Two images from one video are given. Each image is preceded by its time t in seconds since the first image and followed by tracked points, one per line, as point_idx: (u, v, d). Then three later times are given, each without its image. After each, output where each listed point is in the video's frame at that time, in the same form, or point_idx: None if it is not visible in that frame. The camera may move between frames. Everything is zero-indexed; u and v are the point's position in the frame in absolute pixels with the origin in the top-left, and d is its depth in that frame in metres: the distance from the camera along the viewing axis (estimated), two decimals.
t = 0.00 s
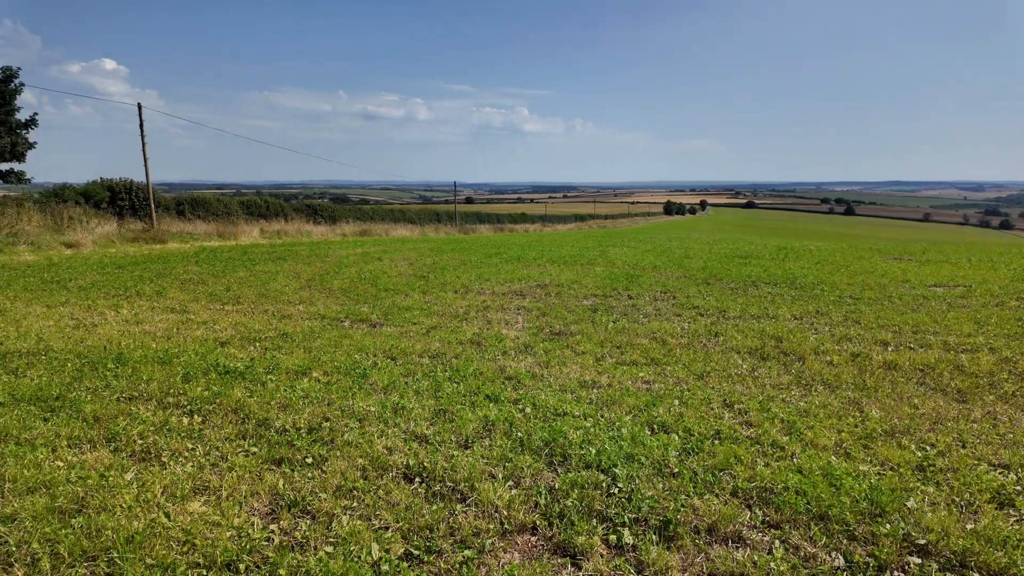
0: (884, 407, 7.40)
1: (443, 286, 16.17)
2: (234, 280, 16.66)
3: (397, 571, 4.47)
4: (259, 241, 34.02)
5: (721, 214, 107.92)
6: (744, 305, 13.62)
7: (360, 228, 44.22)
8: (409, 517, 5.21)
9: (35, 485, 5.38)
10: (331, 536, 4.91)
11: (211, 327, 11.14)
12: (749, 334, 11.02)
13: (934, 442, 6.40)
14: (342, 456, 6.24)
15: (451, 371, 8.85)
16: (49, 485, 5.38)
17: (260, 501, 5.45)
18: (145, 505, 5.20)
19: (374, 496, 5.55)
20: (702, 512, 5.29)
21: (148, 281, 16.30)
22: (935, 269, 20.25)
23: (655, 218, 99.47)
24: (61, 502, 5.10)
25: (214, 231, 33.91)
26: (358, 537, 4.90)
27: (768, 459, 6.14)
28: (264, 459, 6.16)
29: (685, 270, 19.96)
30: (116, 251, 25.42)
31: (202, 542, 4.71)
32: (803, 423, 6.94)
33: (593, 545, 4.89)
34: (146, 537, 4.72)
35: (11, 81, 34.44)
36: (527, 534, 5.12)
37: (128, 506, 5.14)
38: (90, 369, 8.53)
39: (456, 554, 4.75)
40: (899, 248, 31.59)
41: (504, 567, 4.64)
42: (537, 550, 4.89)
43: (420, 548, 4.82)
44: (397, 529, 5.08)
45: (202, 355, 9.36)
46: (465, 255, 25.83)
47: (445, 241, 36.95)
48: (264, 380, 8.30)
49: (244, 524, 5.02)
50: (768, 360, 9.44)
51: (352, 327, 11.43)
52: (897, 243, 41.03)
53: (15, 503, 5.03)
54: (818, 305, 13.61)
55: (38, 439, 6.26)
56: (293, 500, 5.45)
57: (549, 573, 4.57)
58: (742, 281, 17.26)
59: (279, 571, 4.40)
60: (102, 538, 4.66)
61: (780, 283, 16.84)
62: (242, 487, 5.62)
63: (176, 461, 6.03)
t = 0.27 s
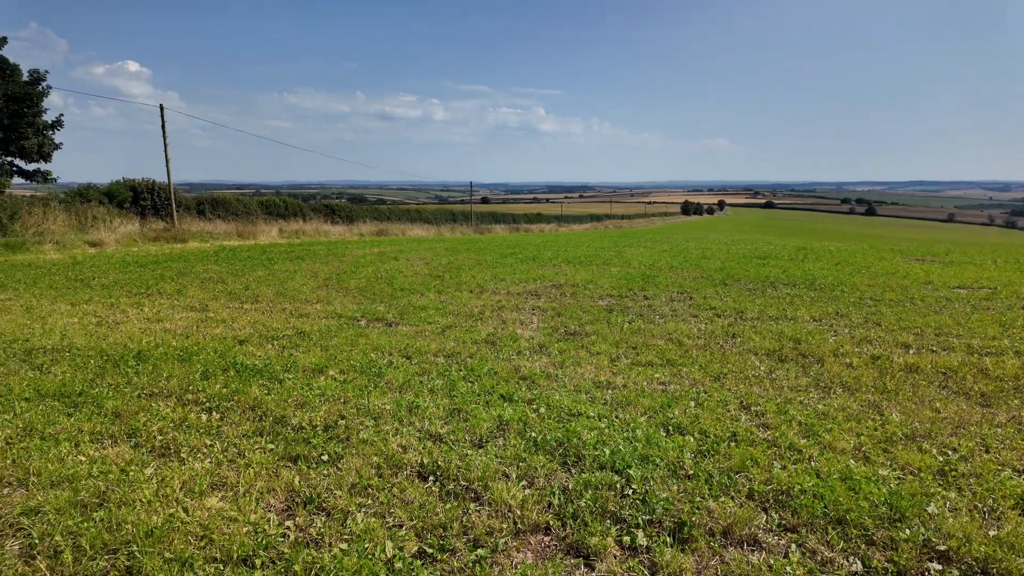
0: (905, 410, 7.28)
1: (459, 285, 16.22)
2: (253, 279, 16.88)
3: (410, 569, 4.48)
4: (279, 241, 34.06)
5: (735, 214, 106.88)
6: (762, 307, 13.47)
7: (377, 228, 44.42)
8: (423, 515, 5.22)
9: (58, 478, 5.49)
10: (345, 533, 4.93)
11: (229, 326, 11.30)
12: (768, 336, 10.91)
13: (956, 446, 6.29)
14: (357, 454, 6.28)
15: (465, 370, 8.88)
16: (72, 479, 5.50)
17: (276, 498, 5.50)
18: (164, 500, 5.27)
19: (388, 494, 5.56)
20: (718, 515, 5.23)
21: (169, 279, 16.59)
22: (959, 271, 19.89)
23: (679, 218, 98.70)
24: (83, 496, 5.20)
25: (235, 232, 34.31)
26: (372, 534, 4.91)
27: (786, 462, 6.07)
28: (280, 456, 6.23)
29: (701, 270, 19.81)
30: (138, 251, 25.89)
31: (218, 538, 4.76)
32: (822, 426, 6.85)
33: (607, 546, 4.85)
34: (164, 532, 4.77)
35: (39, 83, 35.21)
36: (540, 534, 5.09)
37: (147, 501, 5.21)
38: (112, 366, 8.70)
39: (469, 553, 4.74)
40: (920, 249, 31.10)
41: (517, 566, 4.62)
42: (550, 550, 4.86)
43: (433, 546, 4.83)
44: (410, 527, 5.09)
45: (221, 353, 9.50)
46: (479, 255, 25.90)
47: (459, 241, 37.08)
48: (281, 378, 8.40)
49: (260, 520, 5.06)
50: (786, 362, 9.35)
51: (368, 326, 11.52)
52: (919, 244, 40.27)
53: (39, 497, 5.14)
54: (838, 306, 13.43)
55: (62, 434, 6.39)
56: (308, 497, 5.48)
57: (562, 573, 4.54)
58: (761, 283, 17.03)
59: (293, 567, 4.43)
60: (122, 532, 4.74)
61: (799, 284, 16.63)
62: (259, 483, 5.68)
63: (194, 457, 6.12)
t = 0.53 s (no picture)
0: (920, 413, 7.20)
1: (469, 285, 16.25)
2: (266, 278, 17.02)
3: (417, 568, 4.46)
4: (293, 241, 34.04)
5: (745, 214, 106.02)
6: (774, 308, 13.36)
7: (389, 228, 44.50)
8: (430, 514, 5.22)
9: (73, 474, 5.57)
10: (353, 530, 4.94)
11: (242, 324, 11.40)
12: (780, 336, 10.84)
13: (971, 450, 6.21)
14: (366, 452, 6.32)
15: (475, 369, 8.90)
16: (86, 474, 5.57)
17: (285, 495, 5.53)
18: (175, 496, 5.32)
19: (396, 492, 5.56)
20: (727, 516, 5.19)
21: (184, 278, 16.78)
22: (976, 272, 19.63)
23: (689, 218, 98.27)
24: (96, 491, 5.27)
25: (249, 231, 34.58)
26: (380, 532, 4.92)
27: (796, 464, 6.03)
28: (290, 454, 6.27)
29: (712, 271, 19.69)
30: (153, 250, 26.21)
31: (228, 534, 4.80)
32: (834, 428, 6.79)
33: (614, 546, 4.82)
34: (175, 527, 4.82)
35: (58, 84, 35.71)
36: (547, 533, 5.07)
37: (159, 497, 5.26)
38: (127, 363, 8.82)
39: (476, 552, 4.73)
40: (936, 250, 30.78)
41: (524, 566, 4.61)
42: (557, 550, 4.84)
43: (440, 544, 4.83)
44: (418, 525, 5.09)
45: (234, 351, 9.59)
46: (490, 255, 25.94)
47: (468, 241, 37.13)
48: (292, 376, 8.47)
49: (269, 517, 5.09)
50: (799, 363, 9.28)
51: (379, 325, 11.57)
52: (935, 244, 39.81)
53: (54, 492, 5.23)
54: (852, 307, 13.30)
55: (77, 430, 6.49)
56: (317, 495, 5.50)
57: (570, 573, 4.52)
58: (774, 283, 16.93)
59: (302, 564, 4.45)
60: (133, 527, 4.79)
61: (812, 285, 16.50)
62: (268, 480, 5.72)
63: (206, 454, 6.17)
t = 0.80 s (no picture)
0: (926, 414, 7.16)
1: (474, 285, 16.27)
2: (271, 278, 17.07)
3: (420, 568, 4.46)
4: (299, 241, 34.04)
5: (750, 214, 105.67)
6: (780, 308, 13.32)
7: (394, 228, 44.51)
8: (433, 514, 5.21)
9: (78, 472, 5.60)
10: (356, 530, 4.93)
11: (247, 324, 11.44)
12: (786, 337, 10.80)
13: (978, 452, 6.18)
14: (369, 452, 6.32)
15: (479, 369, 8.91)
16: (91, 473, 5.60)
17: (288, 494, 5.53)
18: (179, 494, 5.34)
19: (399, 492, 5.56)
20: (730, 517, 5.17)
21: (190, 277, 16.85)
22: (984, 272, 19.53)
23: (692, 218, 98.10)
24: (101, 489, 5.29)
25: (255, 232, 34.67)
26: (382, 532, 4.92)
27: (800, 465, 6.00)
28: (293, 453, 6.28)
29: (717, 271, 19.64)
30: (159, 249, 26.29)
31: (231, 533, 4.80)
32: (838, 429, 6.77)
33: (617, 547, 4.81)
34: (179, 526, 4.83)
35: (66, 85, 35.87)
36: (550, 534, 5.06)
37: (162, 496, 5.28)
38: (133, 362, 8.86)
39: (478, 552, 4.73)
40: (943, 251, 30.63)
41: (526, 566, 4.60)
42: (559, 551, 4.83)
43: (442, 544, 4.82)
44: (421, 525, 5.08)
45: (239, 351, 9.62)
46: (494, 255, 25.94)
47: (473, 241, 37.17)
48: (296, 376, 8.49)
49: (272, 516, 5.09)
50: (804, 364, 9.25)
51: (384, 325, 11.60)
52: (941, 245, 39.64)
53: (59, 490, 5.25)
54: (858, 308, 13.25)
55: (82, 428, 6.52)
56: (320, 494, 5.50)
57: (572, 574, 4.51)
58: (779, 283, 16.88)
59: (304, 564, 4.44)
60: (137, 526, 4.80)
61: (818, 285, 16.45)
62: (271, 480, 5.72)
63: (210, 453, 6.19)
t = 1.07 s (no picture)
0: (926, 415, 7.13)
1: (475, 285, 16.27)
2: (273, 278, 17.10)
3: (417, 568, 4.45)
4: (301, 240, 34.12)
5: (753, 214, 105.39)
6: (782, 309, 13.28)
7: (396, 228, 44.55)
8: (431, 514, 5.21)
9: (78, 472, 5.62)
10: (354, 530, 4.93)
11: (249, 323, 11.46)
12: (787, 338, 10.76)
13: (979, 453, 6.14)
14: (368, 452, 6.32)
15: (479, 370, 8.91)
16: (91, 472, 5.62)
17: (287, 494, 5.54)
18: (178, 494, 5.35)
19: (398, 492, 5.56)
20: (728, 518, 5.15)
21: (192, 277, 16.88)
22: (987, 272, 19.46)
23: (694, 218, 97.94)
24: (100, 489, 5.30)
25: (258, 232, 34.74)
26: (381, 532, 4.91)
27: (800, 466, 5.98)
28: (293, 453, 6.28)
29: (719, 271, 19.58)
30: (162, 249, 26.38)
31: (230, 533, 4.81)
32: (838, 430, 6.74)
33: (614, 548, 4.80)
34: (177, 526, 4.84)
35: (69, 85, 35.99)
36: (548, 534, 5.05)
37: (162, 496, 5.29)
38: (134, 362, 8.89)
39: (476, 552, 4.72)
40: (946, 250, 30.51)
41: (523, 566, 4.59)
42: (557, 551, 4.82)
43: (440, 544, 4.81)
44: (419, 525, 5.08)
45: (240, 351, 9.64)
46: (496, 255, 25.94)
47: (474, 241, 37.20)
48: (296, 376, 8.50)
49: (271, 516, 5.10)
50: (805, 364, 9.22)
51: (385, 325, 11.61)
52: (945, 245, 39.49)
53: (58, 490, 5.27)
54: (860, 308, 13.20)
55: (83, 428, 6.54)
56: (319, 494, 5.50)
57: (569, 574, 4.50)
58: (781, 284, 16.83)
59: (302, 564, 4.44)
60: (136, 525, 4.82)
61: (820, 286, 16.39)
62: (270, 479, 5.73)
63: (209, 453, 6.20)
